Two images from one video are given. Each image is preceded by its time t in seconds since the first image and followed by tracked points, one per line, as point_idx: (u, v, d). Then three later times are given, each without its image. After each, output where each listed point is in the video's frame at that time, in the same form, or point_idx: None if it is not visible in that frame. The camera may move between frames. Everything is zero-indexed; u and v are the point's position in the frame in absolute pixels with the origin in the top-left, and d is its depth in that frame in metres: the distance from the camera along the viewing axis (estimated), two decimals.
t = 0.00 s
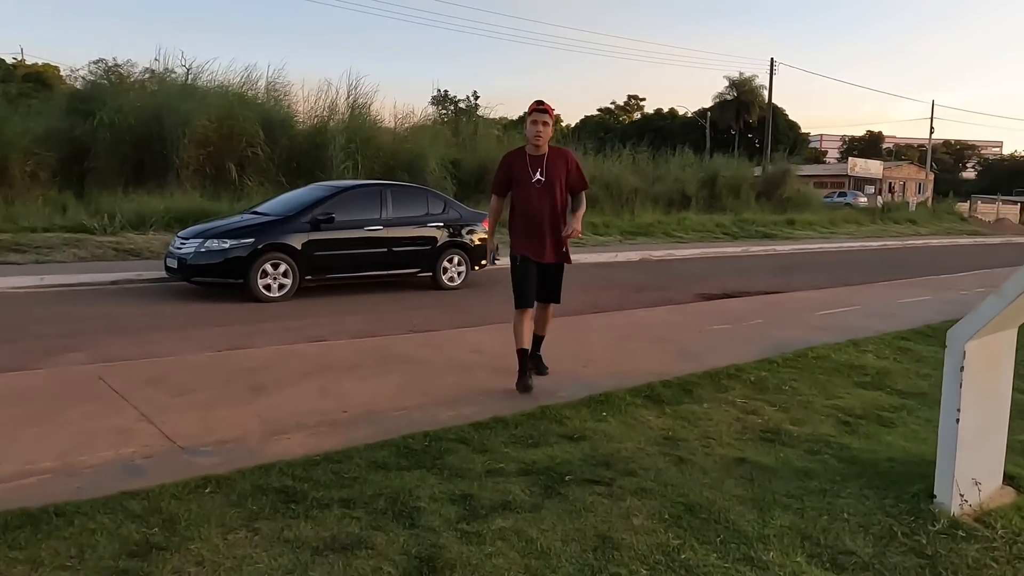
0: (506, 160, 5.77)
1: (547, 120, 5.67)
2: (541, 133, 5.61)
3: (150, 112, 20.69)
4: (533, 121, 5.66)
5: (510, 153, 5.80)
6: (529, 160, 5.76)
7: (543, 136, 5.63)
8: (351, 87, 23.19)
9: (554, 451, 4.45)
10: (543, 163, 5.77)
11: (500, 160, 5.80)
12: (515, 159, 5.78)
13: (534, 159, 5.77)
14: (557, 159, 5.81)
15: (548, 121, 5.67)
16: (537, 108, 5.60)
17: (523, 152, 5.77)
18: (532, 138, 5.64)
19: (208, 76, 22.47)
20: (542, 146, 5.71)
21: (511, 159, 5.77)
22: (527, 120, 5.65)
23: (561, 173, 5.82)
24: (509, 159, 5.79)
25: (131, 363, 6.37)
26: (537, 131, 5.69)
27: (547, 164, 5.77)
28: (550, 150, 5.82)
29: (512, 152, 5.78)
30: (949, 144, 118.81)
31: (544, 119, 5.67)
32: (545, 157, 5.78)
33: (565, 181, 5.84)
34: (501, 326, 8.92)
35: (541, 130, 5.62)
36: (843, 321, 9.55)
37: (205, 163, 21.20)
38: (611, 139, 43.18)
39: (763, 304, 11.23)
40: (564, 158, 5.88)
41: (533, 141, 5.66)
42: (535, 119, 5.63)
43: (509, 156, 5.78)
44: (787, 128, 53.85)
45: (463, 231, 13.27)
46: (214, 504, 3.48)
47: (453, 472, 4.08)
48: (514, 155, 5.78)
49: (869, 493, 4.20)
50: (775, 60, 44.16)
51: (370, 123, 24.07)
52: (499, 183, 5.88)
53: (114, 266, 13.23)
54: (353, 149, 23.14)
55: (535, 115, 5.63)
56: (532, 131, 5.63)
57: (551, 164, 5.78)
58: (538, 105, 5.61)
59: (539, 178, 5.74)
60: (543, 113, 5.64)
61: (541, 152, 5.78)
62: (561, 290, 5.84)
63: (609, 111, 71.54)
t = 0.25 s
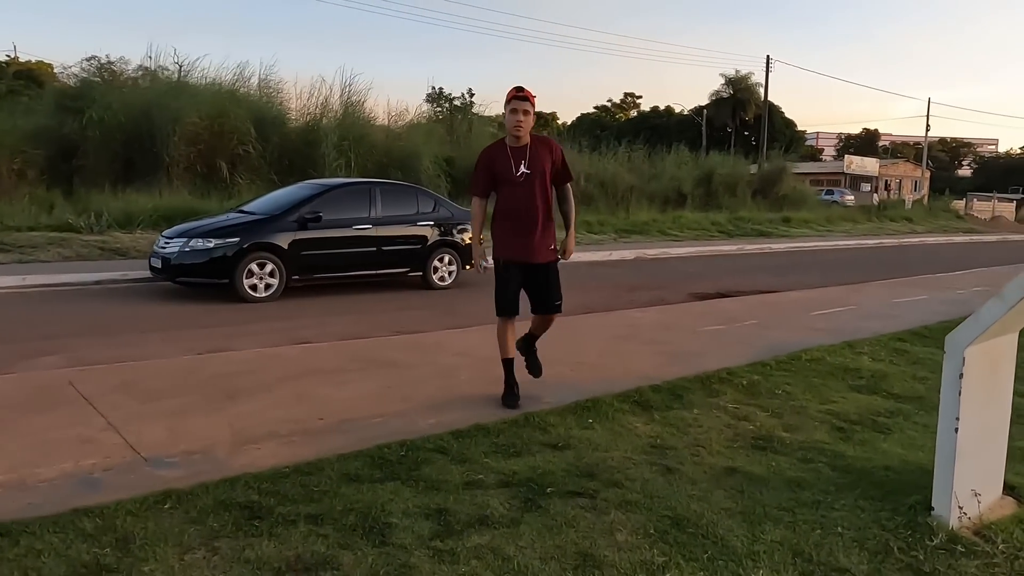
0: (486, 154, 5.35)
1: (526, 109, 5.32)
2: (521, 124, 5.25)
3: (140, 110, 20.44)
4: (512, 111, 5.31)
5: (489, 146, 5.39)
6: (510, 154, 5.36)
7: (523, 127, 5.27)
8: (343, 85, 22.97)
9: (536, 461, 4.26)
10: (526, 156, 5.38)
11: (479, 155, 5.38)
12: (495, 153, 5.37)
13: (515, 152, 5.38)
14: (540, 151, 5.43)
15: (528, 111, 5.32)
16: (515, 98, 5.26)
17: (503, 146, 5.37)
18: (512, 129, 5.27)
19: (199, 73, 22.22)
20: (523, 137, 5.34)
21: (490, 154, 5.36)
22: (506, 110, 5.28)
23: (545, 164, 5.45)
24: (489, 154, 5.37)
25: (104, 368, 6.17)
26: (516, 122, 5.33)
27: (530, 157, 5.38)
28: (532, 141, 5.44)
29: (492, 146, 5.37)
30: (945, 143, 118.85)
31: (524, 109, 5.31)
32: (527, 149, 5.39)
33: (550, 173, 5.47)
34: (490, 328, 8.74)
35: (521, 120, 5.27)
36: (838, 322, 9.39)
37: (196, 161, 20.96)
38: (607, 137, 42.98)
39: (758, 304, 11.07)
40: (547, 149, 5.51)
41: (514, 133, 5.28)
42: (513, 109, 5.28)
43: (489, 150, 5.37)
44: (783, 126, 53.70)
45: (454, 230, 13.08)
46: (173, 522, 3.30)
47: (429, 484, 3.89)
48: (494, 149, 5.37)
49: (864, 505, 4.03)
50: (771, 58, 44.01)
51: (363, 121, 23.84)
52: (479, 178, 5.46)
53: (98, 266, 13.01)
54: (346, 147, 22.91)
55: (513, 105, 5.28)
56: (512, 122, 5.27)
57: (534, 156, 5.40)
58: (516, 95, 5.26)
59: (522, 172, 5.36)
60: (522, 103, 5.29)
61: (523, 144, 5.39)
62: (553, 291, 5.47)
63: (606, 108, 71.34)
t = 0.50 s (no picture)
0: (462, 148, 4.94)
1: (510, 100, 4.87)
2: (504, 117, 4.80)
3: (128, 108, 20.12)
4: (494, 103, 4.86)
5: (466, 140, 4.97)
6: (489, 147, 4.93)
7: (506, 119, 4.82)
8: (334, 83, 22.73)
9: (509, 470, 4.08)
10: (506, 150, 4.95)
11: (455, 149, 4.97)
12: (472, 147, 4.95)
13: (495, 146, 4.95)
14: (522, 145, 5.00)
15: (512, 103, 4.87)
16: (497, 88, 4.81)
17: (481, 140, 4.94)
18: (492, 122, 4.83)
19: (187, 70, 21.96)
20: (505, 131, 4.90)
21: (467, 148, 4.94)
22: (487, 100, 4.84)
23: (528, 160, 5.00)
24: (466, 148, 4.94)
25: (69, 371, 5.97)
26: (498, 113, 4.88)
27: (511, 151, 4.95)
28: (514, 135, 5.01)
29: (468, 140, 4.95)
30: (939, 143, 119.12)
31: (507, 100, 4.87)
32: (508, 143, 4.96)
33: (533, 169, 5.03)
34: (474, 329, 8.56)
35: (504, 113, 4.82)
36: (829, 323, 9.25)
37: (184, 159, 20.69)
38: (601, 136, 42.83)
39: (748, 304, 10.92)
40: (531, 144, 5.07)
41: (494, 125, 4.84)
42: (495, 101, 4.84)
43: (465, 144, 4.95)
44: (776, 126, 53.65)
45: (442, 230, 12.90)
46: (117, 539, 3.11)
47: (394, 496, 3.71)
48: (471, 143, 4.95)
49: (850, 517, 3.86)
50: (766, 57, 43.86)
51: (354, 119, 23.61)
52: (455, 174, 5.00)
53: (79, 265, 12.78)
54: (336, 146, 22.67)
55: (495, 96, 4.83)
56: (492, 114, 4.83)
57: (515, 151, 4.96)
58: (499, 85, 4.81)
59: (502, 168, 4.92)
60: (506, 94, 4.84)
61: (504, 138, 4.95)
62: (536, 298, 4.97)
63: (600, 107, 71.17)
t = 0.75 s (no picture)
0: (449, 154, 4.41)
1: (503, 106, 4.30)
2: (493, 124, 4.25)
3: (109, 105, 19.75)
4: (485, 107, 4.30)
5: (457, 146, 4.45)
6: (477, 155, 4.37)
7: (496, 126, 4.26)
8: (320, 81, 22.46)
9: (481, 487, 3.93)
10: (495, 159, 4.36)
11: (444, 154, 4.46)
12: (459, 153, 4.40)
13: (484, 154, 4.37)
14: (516, 155, 4.39)
15: (505, 109, 4.31)
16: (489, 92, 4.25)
17: (471, 146, 4.40)
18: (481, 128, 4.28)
19: (170, 67, 21.61)
20: (495, 139, 4.34)
21: (454, 154, 4.41)
22: (477, 103, 4.29)
23: (521, 171, 4.40)
24: (453, 154, 4.41)
25: (31, 380, 5.77)
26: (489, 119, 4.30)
27: (501, 160, 4.36)
28: (509, 143, 4.42)
29: (458, 146, 4.43)
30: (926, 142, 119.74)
31: (501, 104, 4.29)
32: (500, 151, 4.38)
33: (526, 182, 4.43)
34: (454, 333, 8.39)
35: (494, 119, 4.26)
36: (815, 326, 9.15)
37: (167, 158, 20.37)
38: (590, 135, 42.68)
39: (734, 306, 10.81)
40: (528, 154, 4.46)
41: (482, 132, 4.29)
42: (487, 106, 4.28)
43: (454, 150, 4.42)
44: (765, 125, 53.68)
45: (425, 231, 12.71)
46: (59, 567, 2.94)
47: (359, 516, 3.55)
48: (460, 149, 4.42)
49: (833, 535, 3.73)
50: (754, 56, 43.84)
51: (340, 117, 23.35)
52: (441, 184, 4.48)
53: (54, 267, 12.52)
54: (322, 144, 22.41)
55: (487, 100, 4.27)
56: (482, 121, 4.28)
57: (507, 160, 4.36)
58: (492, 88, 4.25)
59: (488, 179, 4.34)
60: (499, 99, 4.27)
61: (496, 145, 4.38)
62: (515, 329, 4.37)
63: (590, 106, 71.04)
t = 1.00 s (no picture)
0: (439, 147, 3.83)
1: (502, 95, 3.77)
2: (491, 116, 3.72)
3: (90, 99, 19.36)
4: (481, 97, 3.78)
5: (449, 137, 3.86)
6: (470, 150, 3.78)
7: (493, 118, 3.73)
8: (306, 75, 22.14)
9: (456, 494, 3.75)
10: (491, 154, 3.77)
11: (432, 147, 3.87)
12: (451, 147, 3.81)
13: (479, 148, 3.78)
14: (514, 149, 3.81)
15: (505, 98, 3.78)
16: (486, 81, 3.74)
17: (465, 139, 3.81)
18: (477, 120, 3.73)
19: (155, 61, 21.17)
20: (494, 131, 3.78)
21: (444, 148, 3.82)
22: (471, 92, 3.76)
23: (520, 168, 3.82)
24: (442, 148, 3.82)
25: None
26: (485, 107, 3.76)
27: (497, 155, 3.78)
28: (507, 134, 3.83)
29: (449, 137, 3.84)
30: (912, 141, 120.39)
31: (498, 92, 3.75)
32: (497, 145, 3.79)
33: (525, 180, 3.84)
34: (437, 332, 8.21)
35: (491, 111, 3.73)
36: (804, 324, 9.03)
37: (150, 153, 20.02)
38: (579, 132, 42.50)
39: (722, 304, 10.68)
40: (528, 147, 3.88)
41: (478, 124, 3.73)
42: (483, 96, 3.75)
43: (444, 142, 3.84)
44: (753, 123, 53.69)
45: (410, 227, 12.52)
46: None
47: (326, 524, 3.37)
48: (452, 142, 3.83)
49: (822, 543, 3.58)
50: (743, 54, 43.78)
51: (326, 112, 23.04)
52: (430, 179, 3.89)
53: (29, 263, 12.23)
54: (307, 139, 22.11)
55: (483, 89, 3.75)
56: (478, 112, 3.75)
57: (503, 154, 3.78)
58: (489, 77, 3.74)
59: (483, 178, 3.76)
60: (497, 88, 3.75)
61: (493, 139, 3.79)
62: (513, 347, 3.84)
63: (579, 103, 70.86)
